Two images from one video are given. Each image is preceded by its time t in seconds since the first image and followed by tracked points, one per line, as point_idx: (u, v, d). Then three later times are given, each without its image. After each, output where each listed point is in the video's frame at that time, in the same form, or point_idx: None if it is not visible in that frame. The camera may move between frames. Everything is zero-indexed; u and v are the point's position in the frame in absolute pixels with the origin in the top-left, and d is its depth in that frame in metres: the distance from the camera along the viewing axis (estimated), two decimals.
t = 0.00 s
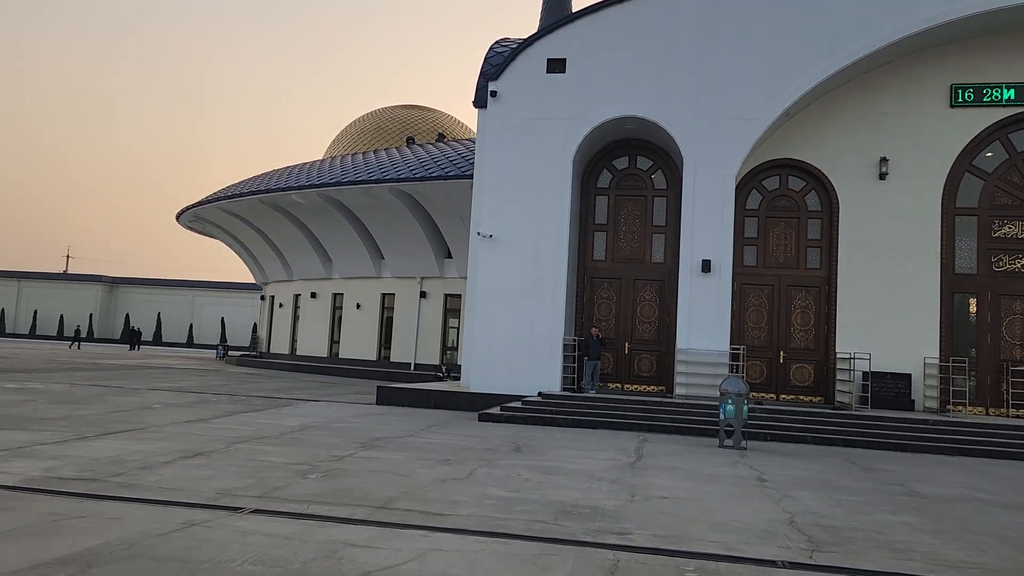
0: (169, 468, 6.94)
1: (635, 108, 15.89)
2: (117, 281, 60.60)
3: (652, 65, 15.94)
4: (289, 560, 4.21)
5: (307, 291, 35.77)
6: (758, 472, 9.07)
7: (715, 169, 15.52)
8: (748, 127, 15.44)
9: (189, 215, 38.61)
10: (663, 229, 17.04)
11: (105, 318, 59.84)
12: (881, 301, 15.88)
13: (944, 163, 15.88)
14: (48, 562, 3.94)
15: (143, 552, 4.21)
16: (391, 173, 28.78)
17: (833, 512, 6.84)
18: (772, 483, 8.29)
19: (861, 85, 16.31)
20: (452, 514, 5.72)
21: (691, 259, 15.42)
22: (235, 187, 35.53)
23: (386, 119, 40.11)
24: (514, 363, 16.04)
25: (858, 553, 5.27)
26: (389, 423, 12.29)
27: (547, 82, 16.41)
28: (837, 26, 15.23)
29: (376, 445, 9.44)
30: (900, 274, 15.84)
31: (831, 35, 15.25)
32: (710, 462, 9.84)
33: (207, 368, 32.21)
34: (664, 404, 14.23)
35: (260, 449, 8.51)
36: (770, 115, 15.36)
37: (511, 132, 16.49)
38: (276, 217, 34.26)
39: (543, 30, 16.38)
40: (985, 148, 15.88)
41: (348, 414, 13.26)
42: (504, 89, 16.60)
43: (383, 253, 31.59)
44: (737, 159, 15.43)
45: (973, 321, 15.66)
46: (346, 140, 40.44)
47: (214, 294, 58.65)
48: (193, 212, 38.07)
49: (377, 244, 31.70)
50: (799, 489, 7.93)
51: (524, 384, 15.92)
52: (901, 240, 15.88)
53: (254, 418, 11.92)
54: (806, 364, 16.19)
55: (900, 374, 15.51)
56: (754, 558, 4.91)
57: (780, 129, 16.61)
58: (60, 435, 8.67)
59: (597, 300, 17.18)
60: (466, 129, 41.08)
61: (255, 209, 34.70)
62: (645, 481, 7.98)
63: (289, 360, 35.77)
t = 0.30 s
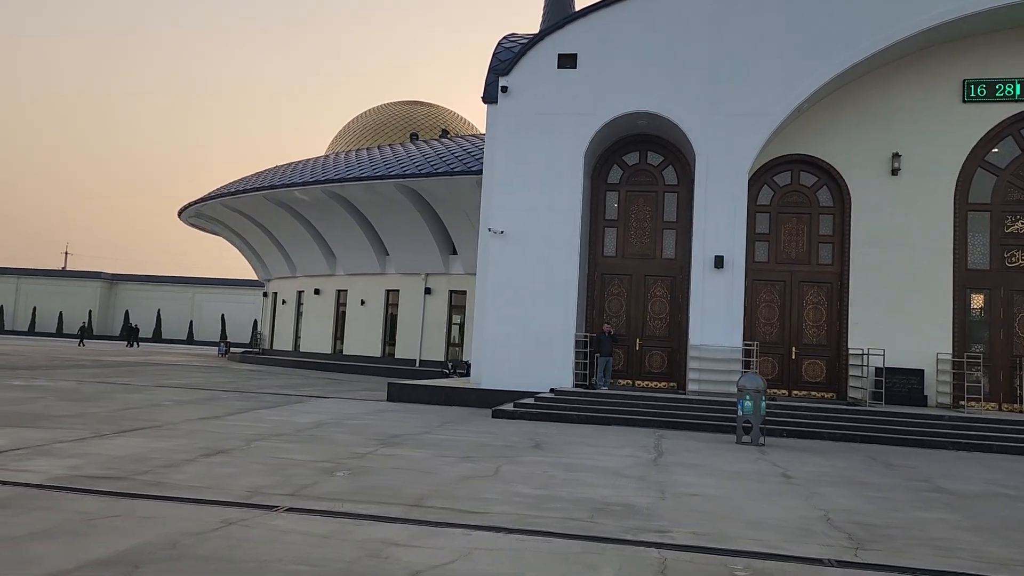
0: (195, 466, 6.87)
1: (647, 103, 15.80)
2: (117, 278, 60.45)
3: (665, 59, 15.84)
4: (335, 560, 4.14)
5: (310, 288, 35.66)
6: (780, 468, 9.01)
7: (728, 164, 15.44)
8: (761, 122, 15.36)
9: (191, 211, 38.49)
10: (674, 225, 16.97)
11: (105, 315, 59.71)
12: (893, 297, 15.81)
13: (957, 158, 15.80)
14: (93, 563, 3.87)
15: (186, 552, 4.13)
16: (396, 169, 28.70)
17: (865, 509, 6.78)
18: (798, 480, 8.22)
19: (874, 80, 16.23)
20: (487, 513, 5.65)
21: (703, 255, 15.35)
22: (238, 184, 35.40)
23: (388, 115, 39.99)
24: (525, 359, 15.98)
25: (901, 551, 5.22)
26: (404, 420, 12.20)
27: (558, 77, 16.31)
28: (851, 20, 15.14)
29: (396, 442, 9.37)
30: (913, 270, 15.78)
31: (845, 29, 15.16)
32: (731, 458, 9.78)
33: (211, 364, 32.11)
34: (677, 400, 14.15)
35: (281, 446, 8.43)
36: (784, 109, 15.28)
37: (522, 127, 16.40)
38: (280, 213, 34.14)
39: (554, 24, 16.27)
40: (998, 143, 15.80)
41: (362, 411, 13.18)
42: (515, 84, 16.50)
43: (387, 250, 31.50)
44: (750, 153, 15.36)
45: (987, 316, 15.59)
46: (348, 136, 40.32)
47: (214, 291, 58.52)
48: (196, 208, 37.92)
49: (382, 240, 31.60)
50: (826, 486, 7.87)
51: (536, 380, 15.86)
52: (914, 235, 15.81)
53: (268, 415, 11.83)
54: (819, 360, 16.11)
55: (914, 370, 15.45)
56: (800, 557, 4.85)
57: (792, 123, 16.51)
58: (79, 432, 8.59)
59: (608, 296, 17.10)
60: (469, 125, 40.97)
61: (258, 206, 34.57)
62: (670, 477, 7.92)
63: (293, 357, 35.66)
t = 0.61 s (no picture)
0: (224, 467, 6.80)
1: (661, 100, 15.70)
2: (119, 274, 60.34)
3: (680, 56, 15.73)
4: (385, 566, 4.08)
5: (316, 285, 35.57)
6: (807, 468, 8.94)
7: (744, 161, 15.35)
8: (777, 119, 15.27)
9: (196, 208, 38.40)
10: (687, 222, 16.89)
11: (108, 312, 59.64)
12: (909, 295, 15.72)
13: (973, 155, 15.71)
14: (142, 569, 3.80)
15: (235, 558, 4.07)
16: (404, 166, 28.59)
17: (901, 511, 6.71)
18: (827, 480, 8.16)
19: (889, 77, 16.12)
20: (526, 515, 5.57)
21: (719, 252, 15.26)
22: (244, 180, 35.29)
23: (393, 111, 39.87)
24: (539, 357, 15.89)
25: (948, 555, 5.15)
26: (422, 418, 12.13)
27: (572, 73, 16.21)
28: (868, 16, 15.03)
29: (418, 442, 9.30)
30: (929, 268, 15.70)
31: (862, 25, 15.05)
32: (755, 457, 9.70)
33: (217, 361, 32.02)
34: (693, 399, 14.06)
35: (305, 446, 8.36)
36: (799, 106, 15.19)
37: (536, 124, 16.30)
38: (286, 210, 34.05)
39: (568, 20, 16.16)
40: (1015, 140, 15.70)
41: (378, 410, 13.11)
42: (528, 80, 16.40)
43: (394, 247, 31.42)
44: (766, 150, 15.27)
45: (1003, 315, 15.51)
46: (352, 132, 40.20)
47: (217, 287, 58.43)
48: (201, 205, 37.81)
49: (388, 238, 31.52)
50: (856, 487, 7.81)
51: (550, 378, 15.79)
52: (931, 233, 15.72)
53: (286, 414, 11.77)
54: (834, 358, 16.02)
55: (929, 369, 15.37)
56: (850, 562, 4.76)
57: (807, 120, 16.41)
58: (101, 432, 8.51)
59: (621, 294, 17.01)
60: (474, 121, 40.85)
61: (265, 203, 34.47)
62: (699, 478, 7.85)
63: (298, 354, 35.59)
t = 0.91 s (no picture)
0: (259, 467, 6.71)
1: (680, 97, 15.59)
2: (124, 272, 60.27)
3: (699, 53, 15.62)
4: (446, 569, 3.99)
5: (324, 284, 35.49)
6: (839, 468, 8.84)
7: (763, 159, 15.25)
8: (797, 117, 15.17)
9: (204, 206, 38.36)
10: (704, 220, 16.78)
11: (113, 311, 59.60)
12: (930, 294, 15.62)
13: (994, 153, 15.60)
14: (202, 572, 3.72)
15: (292, 561, 3.99)
16: (414, 164, 28.48)
17: (944, 512, 6.63)
18: (862, 481, 8.06)
19: (909, 74, 16.00)
20: (571, 516, 5.47)
21: (738, 251, 15.16)
22: (253, 178, 35.19)
23: (401, 110, 39.77)
24: (556, 356, 15.80)
25: (1005, 558, 5.06)
26: (443, 418, 12.04)
27: (589, 70, 16.11)
28: (890, 13, 14.91)
29: (445, 441, 9.21)
30: (950, 267, 15.59)
31: (883, 22, 14.93)
32: (785, 458, 9.61)
33: (225, 360, 31.94)
34: (713, 398, 13.94)
35: (334, 446, 8.27)
36: (820, 104, 15.08)
37: (554, 121, 16.19)
38: (295, 208, 33.97)
39: (586, 17, 16.05)
40: None
41: (397, 409, 13.02)
42: (545, 77, 16.29)
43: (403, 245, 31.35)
44: (786, 148, 15.17)
45: None
46: (360, 131, 40.12)
47: (222, 286, 58.35)
48: (209, 203, 37.71)
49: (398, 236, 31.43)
50: (893, 487, 7.72)
51: (567, 378, 15.70)
52: (951, 231, 15.60)
53: (307, 413, 11.67)
54: (853, 358, 15.90)
55: (950, 368, 15.27)
56: (909, 565, 4.67)
57: (826, 118, 16.29)
58: (127, 431, 8.42)
59: (638, 292, 16.90)
60: (481, 119, 40.76)
61: (273, 201, 34.37)
62: (735, 478, 7.76)
63: (307, 353, 35.51)
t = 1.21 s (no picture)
0: (292, 474, 6.63)
1: (700, 100, 15.50)
2: (131, 274, 60.33)
3: (719, 55, 15.53)
4: None
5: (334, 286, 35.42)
6: (871, 476, 8.74)
7: (784, 163, 15.14)
8: (818, 120, 15.07)
9: (214, 208, 38.36)
10: (723, 224, 16.68)
11: (120, 311, 59.63)
12: (951, 299, 15.51)
13: (1017, 157, 15.47)
14: None
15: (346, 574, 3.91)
16: (426, 166, 28.41)
17: (988, 522, 6.52)
18: (898, 489, 7.96)
19: (930, 77, 15.89)
20: (615, 527, 5.38)
21: (759, 256, 15.06)
22: (263, 180, 35.16)
23: (410, 112, 39.74)
24: (574, 361, 15.71)
25: None
26: (464, 422, 11.94)
27: (608, 73, 16.03)
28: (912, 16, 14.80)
29: (472, 447, 9.12)
30: (971, 271, 15.47)
31: (905, 25, 14.82)
32: (814, 464, 9.50)
33: (235, 362, 31.88)
34: (734, 403, 13.83)
35: (363, 452, 8.18)
36: (840, 107, 14.99)
37: (572, 124, 16.10)
38: (306, 210, 33.92)
39: (604, 20, 15.96)
40: None
41: (417, 413, 12.93)
42: (563, 80, 16.20)
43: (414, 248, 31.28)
44: (806, 151, 15.06)
45: None
46: (370, 132, 40.07)
47: (229, 287, 58.36)
48: (219, 205, 37.67)
49: (409, 238, 31.36)
50: (931, 496, 7.61)
51: (587, 383, 15.60)
52: (973, 235, 15.49)
53: (328, 417, 11.59)
54: (873, 363, 15.79)
55: (972, 374, 15.15)
56: None
57: (846, 121, 16.18)
58: (154, 436, 8.34)
59: (655, 296, 16.79)
60: (491, 122, 40.71)
61: (284, 202, 34.32)
62: (770, 486, 7.66)
63: (316, 355, 35.44)
